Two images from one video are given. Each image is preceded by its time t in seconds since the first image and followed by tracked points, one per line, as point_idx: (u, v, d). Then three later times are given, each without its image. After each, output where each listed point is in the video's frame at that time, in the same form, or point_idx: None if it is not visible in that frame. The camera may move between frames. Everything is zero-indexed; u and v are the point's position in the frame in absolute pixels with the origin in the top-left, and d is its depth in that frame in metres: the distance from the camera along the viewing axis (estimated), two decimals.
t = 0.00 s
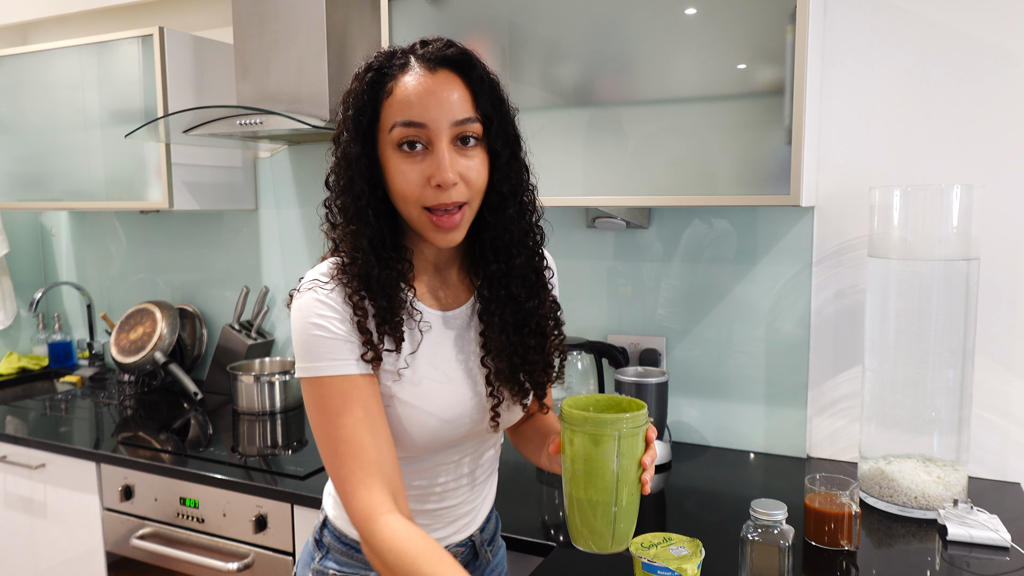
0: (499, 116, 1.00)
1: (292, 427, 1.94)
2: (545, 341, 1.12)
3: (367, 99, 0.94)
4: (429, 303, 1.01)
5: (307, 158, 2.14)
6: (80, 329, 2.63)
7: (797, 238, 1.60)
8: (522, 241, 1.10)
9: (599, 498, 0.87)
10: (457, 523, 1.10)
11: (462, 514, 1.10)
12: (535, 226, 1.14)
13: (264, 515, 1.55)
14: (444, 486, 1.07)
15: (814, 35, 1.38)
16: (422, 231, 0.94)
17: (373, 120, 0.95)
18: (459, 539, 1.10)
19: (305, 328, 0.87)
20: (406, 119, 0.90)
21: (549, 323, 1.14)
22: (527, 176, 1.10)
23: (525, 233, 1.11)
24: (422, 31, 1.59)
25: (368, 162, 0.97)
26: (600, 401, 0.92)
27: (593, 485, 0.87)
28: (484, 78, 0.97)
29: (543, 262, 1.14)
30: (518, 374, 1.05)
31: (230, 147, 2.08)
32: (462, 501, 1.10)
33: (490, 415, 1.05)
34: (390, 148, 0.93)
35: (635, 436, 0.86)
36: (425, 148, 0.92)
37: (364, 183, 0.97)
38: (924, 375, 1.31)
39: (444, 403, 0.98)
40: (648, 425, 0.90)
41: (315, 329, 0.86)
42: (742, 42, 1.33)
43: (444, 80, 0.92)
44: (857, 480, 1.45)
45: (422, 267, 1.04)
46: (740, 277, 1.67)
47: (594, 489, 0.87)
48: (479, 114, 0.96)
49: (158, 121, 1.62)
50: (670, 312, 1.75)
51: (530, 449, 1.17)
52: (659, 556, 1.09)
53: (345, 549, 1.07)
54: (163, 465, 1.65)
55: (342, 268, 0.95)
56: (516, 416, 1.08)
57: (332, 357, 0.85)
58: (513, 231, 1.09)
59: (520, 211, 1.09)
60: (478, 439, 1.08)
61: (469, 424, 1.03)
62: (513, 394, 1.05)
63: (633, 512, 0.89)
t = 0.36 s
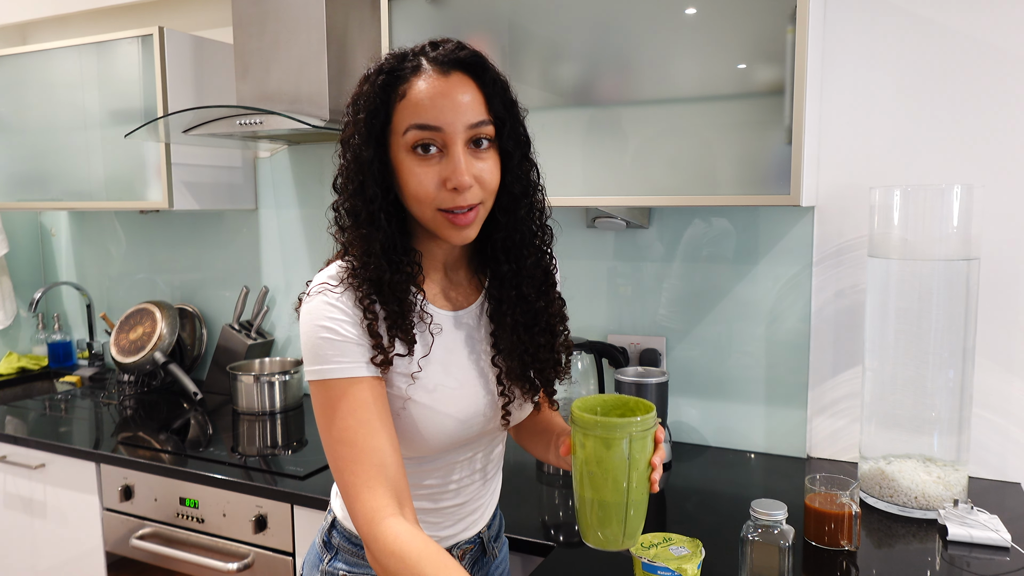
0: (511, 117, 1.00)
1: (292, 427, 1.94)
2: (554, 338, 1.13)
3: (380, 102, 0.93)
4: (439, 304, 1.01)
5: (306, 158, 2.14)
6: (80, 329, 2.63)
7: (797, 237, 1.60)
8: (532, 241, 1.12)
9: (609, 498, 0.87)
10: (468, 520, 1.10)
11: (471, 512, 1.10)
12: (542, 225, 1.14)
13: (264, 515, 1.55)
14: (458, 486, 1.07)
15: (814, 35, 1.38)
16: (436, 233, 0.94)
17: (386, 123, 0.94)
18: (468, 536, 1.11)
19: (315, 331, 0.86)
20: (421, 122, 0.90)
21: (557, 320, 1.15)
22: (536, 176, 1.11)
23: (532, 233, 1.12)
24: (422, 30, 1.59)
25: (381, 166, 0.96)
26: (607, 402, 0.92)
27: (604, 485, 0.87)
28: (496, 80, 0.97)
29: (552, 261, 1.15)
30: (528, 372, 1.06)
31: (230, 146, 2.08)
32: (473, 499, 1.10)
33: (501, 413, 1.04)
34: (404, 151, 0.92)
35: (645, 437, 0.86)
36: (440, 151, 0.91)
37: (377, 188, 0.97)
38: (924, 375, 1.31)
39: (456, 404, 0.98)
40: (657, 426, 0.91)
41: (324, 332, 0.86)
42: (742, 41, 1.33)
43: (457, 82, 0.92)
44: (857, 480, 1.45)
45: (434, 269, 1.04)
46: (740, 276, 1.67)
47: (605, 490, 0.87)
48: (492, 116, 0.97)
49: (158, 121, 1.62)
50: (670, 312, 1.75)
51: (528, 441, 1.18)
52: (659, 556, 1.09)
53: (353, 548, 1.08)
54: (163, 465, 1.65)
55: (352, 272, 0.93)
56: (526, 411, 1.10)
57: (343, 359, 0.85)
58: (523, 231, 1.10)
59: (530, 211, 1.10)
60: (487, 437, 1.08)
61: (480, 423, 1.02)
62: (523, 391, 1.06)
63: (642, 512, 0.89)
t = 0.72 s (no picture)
0: (512, 121, 1.02)
1: (292, 427, 1.94)
2: (548, 336, 1.14)
3: (387, 104, 0.93)
4: (437, 305, 1.01)
5: (307, 158, 2.14)
6: (80, 329, 2.63)
7: (797, 238, 1.60)
8: (529, 241, 1.12)
9: (605, 481, 0.89)
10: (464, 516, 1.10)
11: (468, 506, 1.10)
12: (536, 226, 1.14)
13: (264, 515, 1.55)
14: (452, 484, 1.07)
15: (814, 35, 1.38)
16: (440, 236, 0.93)
17: (393, 125, 0.93)
18: (465, 530, 1.10)
19: (314, 334, 0.86)
20: (430, 124, 0.90)
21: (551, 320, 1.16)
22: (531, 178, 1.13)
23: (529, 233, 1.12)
24: (423, 30, 1.59)
25: (387, 168, 0.95)
26: (595, 388, 0.93)
27: (598, 470, 0.89)
28: (498, 85, 0.99)
29: (546, 261, 1.16)
30: (522, 368, 1.08)
31: (230, 147, 2.08)
32: (468, 495, 1.10)
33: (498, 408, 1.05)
34: (411, 153, 0.92)
35: (636, 418, 0.88)
36: (448, 154, 0.92)
37: (383, 190, 0.95)
38: (924, 375, 1.31)
39: (455, 401, 0.98)
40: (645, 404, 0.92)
41: (325, 334, 0.86)
42: (742, 42, 1.33)
43: (464, 86, 0.92)
44: (857, 480, 1.45)
45: (429, 269, 1.03)
46: (741, 277, 1.67)
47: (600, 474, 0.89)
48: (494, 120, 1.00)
49: (158, 121, 1.62)
50: (669, 313, 1.75)
51: (522, 436, 1.18)
52: (659, 556, 1.09)
53: (352, 545, 1.08)
54: (163, 465, 1.65)
55: (352, 274, 0.94)
56: (520, 407, 1.12)
57: (343, 360, 0.85)
58: (521, 231, 1.11)
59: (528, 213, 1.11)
60: (483, 432, 1.08)
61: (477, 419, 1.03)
62: (518, 387, 1.08)
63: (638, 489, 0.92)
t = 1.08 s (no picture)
0: (508, 128, 1.05)
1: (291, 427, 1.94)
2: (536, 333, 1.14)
3: (396, 107, 0.92)
4: (426, 300, 1.00)
5: (306, 158, 2.14)
6: (80, 329, 2.63)
7: (797, 238, 1.60)
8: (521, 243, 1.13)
9: (589, 472, 0.87)
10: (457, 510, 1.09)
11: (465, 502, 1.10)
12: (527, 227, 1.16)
13: (264, 515, 1.55)
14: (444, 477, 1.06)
15: (813, 35, 1.38)
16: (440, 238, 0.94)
17: (401, 129, 0.92)
18: (461, 526, 1.11)
19: (296, 334, 0.87)
20: (440, 131, 0.90)
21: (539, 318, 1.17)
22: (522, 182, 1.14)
23: (519, 234, 1.13)
24: (423, 30, 1.59)
25: (392, 170, 0.94)
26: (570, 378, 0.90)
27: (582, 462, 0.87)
28: (500, 94, 1.00)
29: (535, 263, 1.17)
30: (511, 363, 1.06)
31: (230, 146, 2.08)
32: (462, 490, 1.09)
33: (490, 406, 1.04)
34: (418, 158, 0.92)
35: (612, 402, 0.86)
36: (455, 160, 0.92)
37: (387, 193, 0.95)
38: (924, 375, 1.31)
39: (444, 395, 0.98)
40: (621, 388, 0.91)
41: (304, 337, 0.87)
42: (743, 42, 1.33)
43: (472, 93, 0.93)
44: (857, 480, 1.45)
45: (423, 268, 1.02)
46: (741, 276, 1.67)
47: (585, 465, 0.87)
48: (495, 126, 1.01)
49: (158, 121, 1.62)
50: (669, 313, 1.75)
51: (515, 437, 1.18)
52: (659, 557, 1.09)
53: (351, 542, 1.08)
54: (163, 465, 1.65)
55: (342, 275, 0.94)
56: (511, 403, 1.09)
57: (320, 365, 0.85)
58: (512, 233, 1.12)
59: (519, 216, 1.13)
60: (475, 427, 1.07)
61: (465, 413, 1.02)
62: (508, 382, 1.06)
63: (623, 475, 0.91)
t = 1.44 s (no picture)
0: (497, 121, 1.05)
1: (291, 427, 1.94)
2: (525, 330, 1.11)
3: (381, 97, 0.96)
4: (407, 290, 1.03)
5: (307, 158, 2.14)
6: (80, 329, 2.63)
7: (797, 238, 1.60)
8: (513, 238, 1.12)
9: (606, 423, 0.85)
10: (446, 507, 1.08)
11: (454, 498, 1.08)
12: (521, 225, 1.15)
13: (264, 515, 1.55)
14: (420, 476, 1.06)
15: (813, 35, 1.38)
16: (424, 225, 0.96)
17: (385, 117, 0.96)
18: (450, 524, 1.07)
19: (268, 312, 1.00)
20: (420, 118, 0.93)
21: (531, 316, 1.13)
22: (514, 178, 1.14)
23: (513, 230, 1.12)
24: (423, 30, 1.59)
25: (376, 156, 0.99)
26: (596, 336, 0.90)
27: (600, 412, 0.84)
28: (486, 88, 1.02)
29: (529, 258, 1.14)
30: (494, 359, 1.04)
31: (230, 147, 2.08)
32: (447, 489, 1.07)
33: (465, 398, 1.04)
34: (400, 145, 0.95)
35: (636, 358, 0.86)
36: (435, 147, 0.94)
37: (370, 177, 1.00)
38: (924, 375, 1.31)
39: (411, 385, 1.00)
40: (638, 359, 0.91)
41: (278, 311, 1.00)
42: (743, 41, 1.33)
43: (455, 85, 0.95)
44: (857, 480, 1.45)
45: (413, 258, 1.05)
46: (741, 277, 1.67)
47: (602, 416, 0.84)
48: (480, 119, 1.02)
49: (158, 121, 1.62)
50: (669, 313, 1.75)
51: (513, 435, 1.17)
52: (659, 557, 1.09)
53: (342, 532, 1.09)
54: (163, 465, 1.65)
55: (326, 259, 1.04)
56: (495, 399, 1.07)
57: (288, 343, 1.00)
58: (501, 228, 1.10)
59: (510, 211, 1.12)
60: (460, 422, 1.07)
61: (438, 404, 1.03)
62: (490, 377, 1.04)
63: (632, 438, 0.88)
